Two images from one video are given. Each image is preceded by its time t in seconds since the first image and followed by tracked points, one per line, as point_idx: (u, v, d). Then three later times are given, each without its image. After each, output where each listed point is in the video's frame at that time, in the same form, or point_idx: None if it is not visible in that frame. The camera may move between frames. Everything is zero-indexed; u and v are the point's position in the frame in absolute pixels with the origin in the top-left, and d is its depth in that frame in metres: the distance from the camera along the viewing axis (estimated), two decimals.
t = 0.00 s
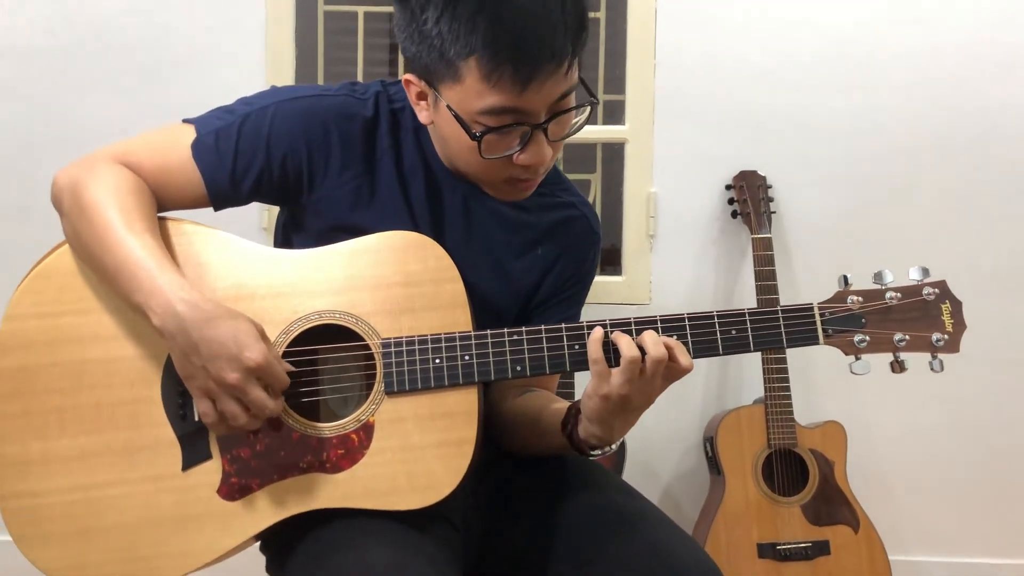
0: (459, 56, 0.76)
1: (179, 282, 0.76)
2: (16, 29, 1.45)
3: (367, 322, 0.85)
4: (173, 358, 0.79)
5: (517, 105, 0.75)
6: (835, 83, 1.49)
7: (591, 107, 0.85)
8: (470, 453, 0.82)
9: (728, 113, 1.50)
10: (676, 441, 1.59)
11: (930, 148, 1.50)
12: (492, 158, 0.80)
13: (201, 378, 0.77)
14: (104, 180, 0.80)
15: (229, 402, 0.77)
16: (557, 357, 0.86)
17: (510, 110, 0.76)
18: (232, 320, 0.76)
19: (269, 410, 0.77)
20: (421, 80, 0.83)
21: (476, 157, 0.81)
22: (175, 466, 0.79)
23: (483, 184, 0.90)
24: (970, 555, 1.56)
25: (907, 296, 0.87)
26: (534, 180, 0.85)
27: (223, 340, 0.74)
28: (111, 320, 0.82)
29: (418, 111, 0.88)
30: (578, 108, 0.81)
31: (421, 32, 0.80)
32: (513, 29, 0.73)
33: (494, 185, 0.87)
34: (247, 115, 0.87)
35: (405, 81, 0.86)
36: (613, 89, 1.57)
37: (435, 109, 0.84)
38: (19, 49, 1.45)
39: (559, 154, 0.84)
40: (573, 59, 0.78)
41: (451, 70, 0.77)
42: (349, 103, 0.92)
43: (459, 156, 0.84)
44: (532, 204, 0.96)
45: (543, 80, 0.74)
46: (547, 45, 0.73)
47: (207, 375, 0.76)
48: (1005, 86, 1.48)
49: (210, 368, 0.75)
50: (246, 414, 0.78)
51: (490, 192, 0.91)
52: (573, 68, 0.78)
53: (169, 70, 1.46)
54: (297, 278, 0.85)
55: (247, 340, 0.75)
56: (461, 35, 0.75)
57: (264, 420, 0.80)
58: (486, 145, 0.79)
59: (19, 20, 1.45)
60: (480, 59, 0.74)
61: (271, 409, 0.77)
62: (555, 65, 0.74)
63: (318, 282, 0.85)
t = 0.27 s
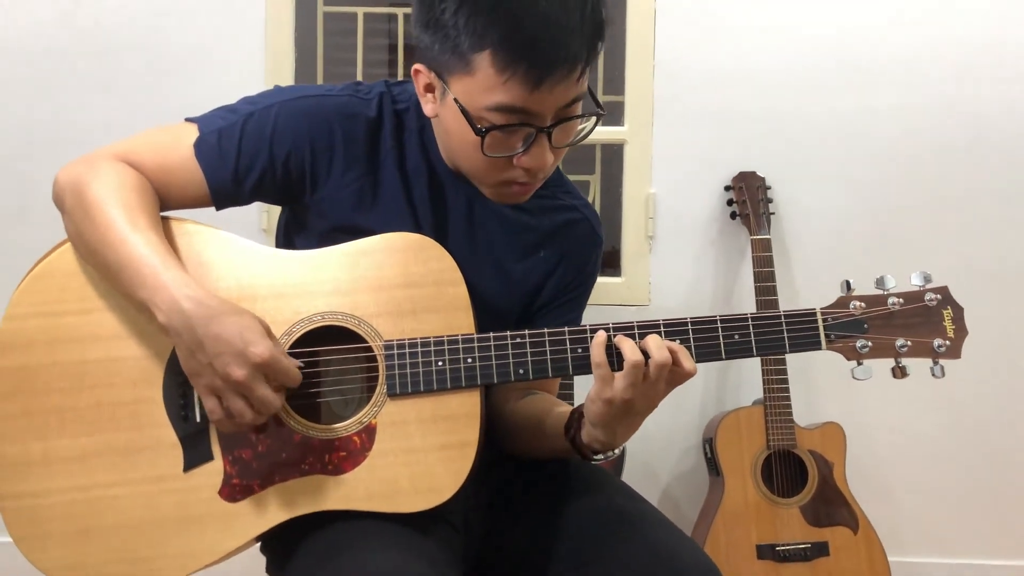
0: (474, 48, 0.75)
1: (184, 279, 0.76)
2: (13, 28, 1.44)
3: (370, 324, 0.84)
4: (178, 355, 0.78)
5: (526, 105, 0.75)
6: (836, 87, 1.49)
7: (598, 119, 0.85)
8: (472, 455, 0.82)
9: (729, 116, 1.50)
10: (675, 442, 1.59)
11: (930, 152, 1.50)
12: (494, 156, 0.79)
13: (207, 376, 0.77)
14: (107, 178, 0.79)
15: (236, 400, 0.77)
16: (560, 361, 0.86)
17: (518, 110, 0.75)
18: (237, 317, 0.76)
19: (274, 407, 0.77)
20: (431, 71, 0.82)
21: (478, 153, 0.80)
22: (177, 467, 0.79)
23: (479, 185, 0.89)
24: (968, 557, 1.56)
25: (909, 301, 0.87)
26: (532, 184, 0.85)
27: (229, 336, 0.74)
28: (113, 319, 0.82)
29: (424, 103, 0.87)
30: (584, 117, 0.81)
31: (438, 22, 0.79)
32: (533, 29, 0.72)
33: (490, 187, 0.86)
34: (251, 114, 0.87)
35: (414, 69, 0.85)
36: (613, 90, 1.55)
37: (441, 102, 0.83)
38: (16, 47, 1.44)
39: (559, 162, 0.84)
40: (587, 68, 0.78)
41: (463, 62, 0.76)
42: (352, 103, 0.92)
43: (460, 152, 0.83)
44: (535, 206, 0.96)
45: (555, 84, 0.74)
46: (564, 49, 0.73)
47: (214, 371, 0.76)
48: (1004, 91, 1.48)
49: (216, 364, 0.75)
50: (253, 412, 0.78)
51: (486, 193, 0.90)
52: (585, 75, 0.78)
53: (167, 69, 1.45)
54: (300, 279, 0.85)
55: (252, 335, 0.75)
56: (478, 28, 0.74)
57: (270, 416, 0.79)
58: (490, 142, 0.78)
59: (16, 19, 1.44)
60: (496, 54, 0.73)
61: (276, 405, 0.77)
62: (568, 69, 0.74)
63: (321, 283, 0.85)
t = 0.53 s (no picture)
0: (488, 42, 0.74)
1: (182, 280, 0.76)
2: (10, 26, 1.44)
3: (368, 324, 0.84)
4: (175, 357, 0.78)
5: (538, 101, 0.74)
6: (835, 91, 1.49)
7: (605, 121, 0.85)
8: (470, 457, 0.82)
9: (728, 118, 1.49)
10: (674, 444, 1.59)
11: (930, 156, 1.50)
12: (502, 153, 0.79)
13: (204, 378, 0.76)
14: (106, 176, 0.79)
15: (231, 404, 0.76)
16: (559, 362, 0.86)
17: (530, 106, 0.75)
18: (237, 319, 0.76)
19: (270, 413, 0.77)
20: (441, 64, 0.82)
21: (485, 150, 0.80)
22: (174, 466, 0.79)
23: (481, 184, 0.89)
24: (967, 561, 1.56)
25: (910, 305, 0.87)
26: (536, 184, 0.84)
27: (228, 339, 0.74)
28: (110, 318, 0.81)
29: (431, 98, 0.87)
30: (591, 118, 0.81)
31: (453, 13, 0.78)
32: (551, 25, 0.72)
33: (492, 186, 0.86)
34: (251, 112, 0.86)
35: (424, 63, 0.85)
36: (612, 91, 1.55)
37: (448, 98, 0.83)
38: (13, 45, 1.44)
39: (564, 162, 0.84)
40: (598, 69, 0.78)
41: (476, 56, 0.76)
42: (353, 102, 0.91)
43: (465, 149, 0.82)
44: (535, 207, 0.96)
45: (568, 82, 0.74)
46: (580, 48, 0.73)
47: (210, 374, 0.76)
48: (1003, 95, 1.48)
49: (213, 367, 0.75)
50: (247, 416, 0.77)
51: (488, 193, 0.90)
52: (597, 75, 0.78)
53: (165, 68, 1.44)
54: (299, 278, 0.84)
55: (252, 340, 0.75)
56: (493, 21, 0.74)
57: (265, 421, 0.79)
58: (499, 138, 0.78)
59: (14, 17, 1.44)
60: (512, 49, 0.72)
61: (272, 411, 0.77)
62: (581, 68, 0.74)
63: (320, 283, 0.84)
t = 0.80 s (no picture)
0: (496, 37, 0.75)
1: (182, 277, 0.76)
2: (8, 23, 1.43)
3: (369, 320, 0.84)
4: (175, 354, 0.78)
5: (547, 94, 0.75)
6: (833, 86, 1.50)
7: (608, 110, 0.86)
8: (471, 452, 0.82)
9: (726, 114, 1.50)
10: (673, 441, 1.59)
11: (926, 151, 1.51)
12: (511, 147, 0.79)
13: (204, 376, 0.77)
14: (106, 173, 0.79)
15: (231, 401, 0.77)
16: (559, 357, 0.86)
17: (538, 99, 0.75)
18: (235, 318, 0.76)
19: (270, 412, 0.77)
20: (446, 61, 0.82)
21: (494, 144, 0.80)
22: (174, 463, 0.79)
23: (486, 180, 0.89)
24: (964, 555, 1.57)
25: (907, 300, 0.87)
26: (541, 177, 0.85)
27: (226, 338, 0.74)
28: (111, 315, 0.81)
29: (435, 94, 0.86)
30: (595, 110, 0.81)
31: (459, 9, 0.79)
32: (558, 19, 0.72)
33: (498, 180, 0.86)
34: (251, 109, 0.87)
35: (428, 60, 0.85)
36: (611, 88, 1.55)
37: (454, 94, 0.83)
38: (11, 42, 1.44)
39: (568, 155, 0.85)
40: (603, 60, 0.79)
41: (484, 50, 0.76)
42: (353, 99, 0.92)
43: (472, 145, 0.82)
44: (534, 203, 0.96)
45: (577, 73, 0.74)
46: (587, 42, 0.73)
47: (210, 372, 0.76)
48: (1000, 90, 1.49)
49: (212, 366, 0.75)
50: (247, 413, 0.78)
51: (493, 188, 0.90)
52: (602, 70, 0.79)
53: (164, 65, 1.44)
54: (299, 275, 0.84)
55: (251, 339, 0.75)
56: (500, 16, 0.74)
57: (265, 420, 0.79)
58: (508, 132, 0.78)
59: (11, 14, 1.43)
60: (521, 42, 0.73)
61: (271, 410, 0.77)
62: (588, 59, 0.74)
63: (320, 279, 0.84)
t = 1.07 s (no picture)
0: (494, 36, 0.74)
1: (183, 270, 0.76)
2: (9, 21, 1.43)
3: (369, 317, 0.84)
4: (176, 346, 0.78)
5: (547, 92, 0.74)
6: (834, 83, 1.49)
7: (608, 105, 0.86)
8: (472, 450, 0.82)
9: (728, 112, 1.50)
10: (675, 439, 1.59)
11: (929, 147, 1.50)
12: (513, 145, 0.79)
13: (204, 366, 0.77)
14: (107, 169, 0.79)
15: (233, 390, 0.77)
16: (561, 354, 0.86)
17: (538, 96, 0.75)
18: (233, 307, 0.75)
19: (272, 399, 0.77)
20: (445, 62, 0.82)
21: (496, 143, 0.79)
22: (176, 461, 0.79)
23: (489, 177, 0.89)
24: (966, 553, 1.57)
25: (909, 296, 0.87)
26: (544, 174, 0.85)
27: (225, 327, 0.74)
28: (111, 313, 0.82)
29: (435, 95, 0.86)
30: (596, 105, 0.81)
31: (457, 10, 0.79)
32: (555, 15, 0.72)
33: (501, 178, 0.86)
34: (252, 106, 0.87)
35: (427, 61, 0.85)
36: (612, 86, 1.55)
37: (454, 93, 0.83)
38: (12, 41, 1.44)
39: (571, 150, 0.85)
40: (603, 55, 0.78)
41: (483, 50, 0.76)
42: (353, 96, 0.92)
43: (474, 144, 0.82)
44: (535, 200, 0.96)
45: (576, 70, 0.74)
46: (585, 37, 0.73)
47: (210, 362, 0.76)
48: (1002, 86, 1.48)
49: (212, 356, 0.75)
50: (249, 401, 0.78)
51: (495, 186, 0.90)
52: (602, 65, 0.78)
53: (165, 64, 1.44)
54: (299, 272, 0.84)
55: (250, 327, 0.75)
56: (498, 15, 0.74)
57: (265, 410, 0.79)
58: (509, 131, 0.78)
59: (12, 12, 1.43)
60: (519, 40, 0.73)
61: (273, 398, 0.77)
62: (587, 55, 0.74)
63: (320, 276, 0.84)
